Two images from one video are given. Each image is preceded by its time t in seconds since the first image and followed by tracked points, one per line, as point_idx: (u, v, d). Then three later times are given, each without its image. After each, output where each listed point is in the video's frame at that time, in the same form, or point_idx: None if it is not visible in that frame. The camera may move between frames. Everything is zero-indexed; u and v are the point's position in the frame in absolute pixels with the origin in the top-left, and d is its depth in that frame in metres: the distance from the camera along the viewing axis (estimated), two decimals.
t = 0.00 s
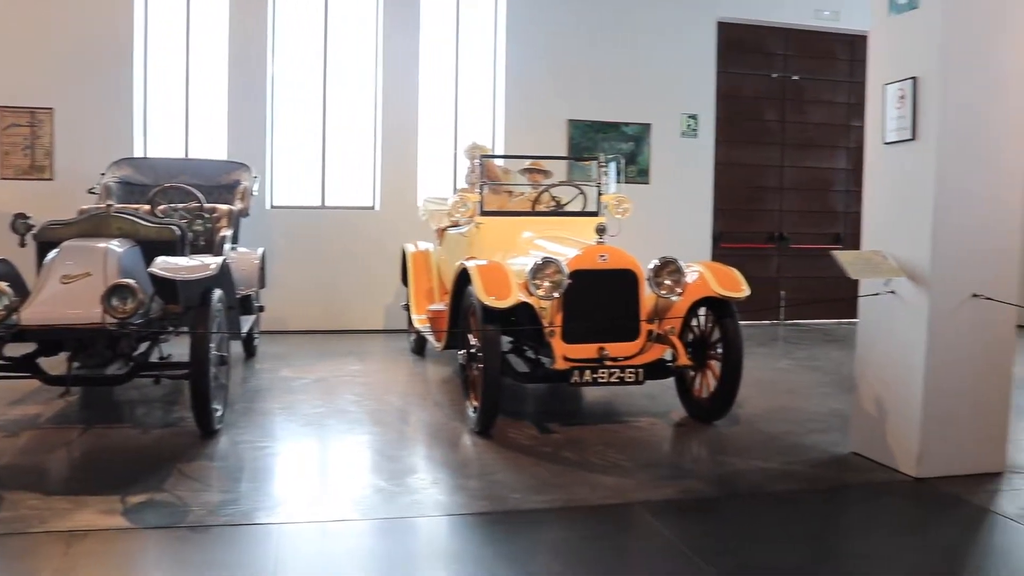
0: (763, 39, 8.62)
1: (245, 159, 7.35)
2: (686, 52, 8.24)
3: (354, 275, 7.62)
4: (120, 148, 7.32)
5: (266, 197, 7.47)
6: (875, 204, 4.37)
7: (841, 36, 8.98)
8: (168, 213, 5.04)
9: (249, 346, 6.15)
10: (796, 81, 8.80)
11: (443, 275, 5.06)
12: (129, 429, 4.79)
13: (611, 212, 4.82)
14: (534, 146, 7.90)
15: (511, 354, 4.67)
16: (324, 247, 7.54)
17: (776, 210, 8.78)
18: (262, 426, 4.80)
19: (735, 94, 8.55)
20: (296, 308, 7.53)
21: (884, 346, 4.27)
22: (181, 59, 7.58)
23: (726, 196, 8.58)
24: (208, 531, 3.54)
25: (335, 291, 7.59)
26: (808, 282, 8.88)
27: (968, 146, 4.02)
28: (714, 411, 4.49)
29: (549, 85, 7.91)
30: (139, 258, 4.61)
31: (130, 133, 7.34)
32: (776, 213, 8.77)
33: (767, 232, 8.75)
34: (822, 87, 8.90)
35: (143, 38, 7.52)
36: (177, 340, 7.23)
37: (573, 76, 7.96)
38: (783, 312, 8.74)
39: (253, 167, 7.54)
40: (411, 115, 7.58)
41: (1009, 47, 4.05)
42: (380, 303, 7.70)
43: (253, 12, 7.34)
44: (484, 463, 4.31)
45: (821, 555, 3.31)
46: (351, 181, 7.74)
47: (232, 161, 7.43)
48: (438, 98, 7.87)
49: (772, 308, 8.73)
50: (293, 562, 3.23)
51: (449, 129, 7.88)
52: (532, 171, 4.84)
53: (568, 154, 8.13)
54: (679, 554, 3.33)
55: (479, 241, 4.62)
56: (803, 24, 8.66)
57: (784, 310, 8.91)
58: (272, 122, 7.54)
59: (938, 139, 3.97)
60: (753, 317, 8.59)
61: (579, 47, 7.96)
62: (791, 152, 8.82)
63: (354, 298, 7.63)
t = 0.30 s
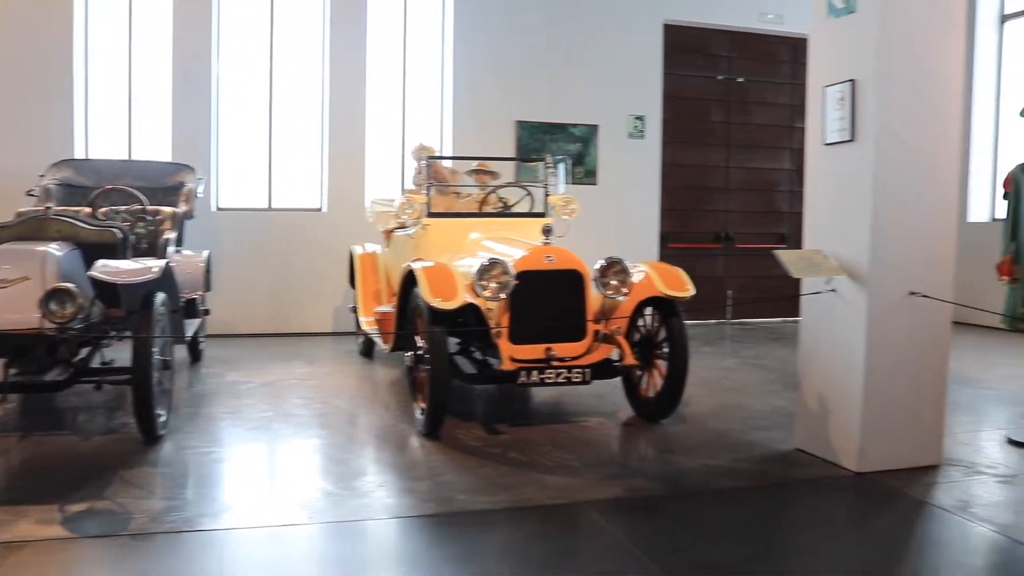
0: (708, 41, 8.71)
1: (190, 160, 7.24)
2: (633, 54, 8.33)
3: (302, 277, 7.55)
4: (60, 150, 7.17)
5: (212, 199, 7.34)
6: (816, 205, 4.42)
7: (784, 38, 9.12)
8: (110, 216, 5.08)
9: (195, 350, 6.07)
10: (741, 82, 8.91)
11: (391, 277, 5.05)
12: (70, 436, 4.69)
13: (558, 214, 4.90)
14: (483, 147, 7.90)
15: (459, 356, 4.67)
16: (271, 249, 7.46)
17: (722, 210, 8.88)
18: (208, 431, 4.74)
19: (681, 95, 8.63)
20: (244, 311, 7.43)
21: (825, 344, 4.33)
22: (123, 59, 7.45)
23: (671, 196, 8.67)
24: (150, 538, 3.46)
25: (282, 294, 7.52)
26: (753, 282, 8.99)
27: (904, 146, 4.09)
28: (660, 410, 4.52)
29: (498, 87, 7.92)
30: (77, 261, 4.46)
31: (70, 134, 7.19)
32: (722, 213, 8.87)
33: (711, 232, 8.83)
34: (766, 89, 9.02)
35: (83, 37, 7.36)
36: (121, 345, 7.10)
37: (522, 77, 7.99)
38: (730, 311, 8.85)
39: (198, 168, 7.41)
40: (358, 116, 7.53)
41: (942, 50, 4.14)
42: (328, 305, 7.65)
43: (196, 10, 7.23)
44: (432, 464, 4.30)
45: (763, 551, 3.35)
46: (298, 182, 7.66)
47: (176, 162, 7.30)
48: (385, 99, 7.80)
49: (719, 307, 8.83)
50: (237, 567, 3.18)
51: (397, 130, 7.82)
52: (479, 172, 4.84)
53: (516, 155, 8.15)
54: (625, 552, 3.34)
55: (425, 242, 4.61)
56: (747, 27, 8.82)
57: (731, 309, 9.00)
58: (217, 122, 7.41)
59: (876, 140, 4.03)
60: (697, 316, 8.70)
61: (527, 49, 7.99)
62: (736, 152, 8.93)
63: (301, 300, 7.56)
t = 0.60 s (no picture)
0: (657, 45, 8.79)
1: (135, 160, 7.11)
2: (584, 58, 8.38)
3: (252, 278, 7.47)
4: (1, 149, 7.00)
5: (158, 200, 7.22)
6: (762, 208, 4.36)
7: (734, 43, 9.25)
8: (51, 216, 5.00)
9: (140, 353, 5.99)
10: (690, 86, 9.01)
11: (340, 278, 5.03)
12: (9, 442, 4.58)
13: (507, 216, 4.88)
14: (435, 149, 7.88)
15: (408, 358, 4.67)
16: (220, 250, 7.36)
17: (672, 213, 8.98)
18: (152, 435, 4.67)
19: (631, 98, 8.70)
20: (192, 313, 7.33)
21: (770, 345, 4.30)
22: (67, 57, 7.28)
23: (622, 198, 8.73)
24: (92, 546, 3.36)
25: (230, 296, 7.43)
26: (702, 283, 9.12)
27: (847, 147, 4.08)
28: (608, 410, 4.54)
29: (450, 88, 7.92)
30: (18, 263, 4.30)
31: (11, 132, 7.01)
32: (672, 215, 8.97)
33: (661, 234, 8.91)
34: (715, 92, 9.15)
35: (24, 35, 7.19)
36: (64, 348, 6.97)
37: (473, 79, 7.99)
38: (679, 311, 8.95)
39: (144, 168, 7.27)
40: (308, 116, 7.47)
41: (885, 53, 4.13)
42: (278, 307, 7.58)
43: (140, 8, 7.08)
44: (380, 467, 4.28)
45: (709, 550, 3.37)
46: (247, 183, 7.56)
47: (122, 161, 7.16)
48: (335, 99, 7.73)
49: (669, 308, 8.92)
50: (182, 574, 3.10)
51: (347, 131, 7.75)
52: (429, 173, 4.85)
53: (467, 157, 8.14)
54: (572, 553, 3.34)
55: (374, 243, 4.60)
56: (697, 31, 8.89)
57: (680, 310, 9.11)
58: (164, 120, 7.28)
59: (818, 142, 4.01)
60: (646, 317, 8.78)
61: (478, 51, 7.99)
62: (686, 154, 9.04)
63: (249, 302, 7.48)
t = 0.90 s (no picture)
0: (609, 47, 8.83)
1: (83, 164, 6.98)
2: (538, 60, 8.43)
3: (204, 282, 7.38)
4: None
5: (107, 204, 7.09)
6: (712, 207, 4.32)
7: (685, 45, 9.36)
8: None
9: (89, 359, 5.90)
10: (643, 88, 9.06)
11: (293, 281, 5.01)
12: None
13: (461, 218, 4.88)
14: (389, 152, 7.86)
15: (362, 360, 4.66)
16: (171, 254, 7.26)
17: (625, 214, 9.01)
18: (101, 443, 4.58)
19: (584, 100, 8.73)
20: (143, 319, 7.22)
21: (722, 344, 4.26)
22: (11, 58, 7.13)
23: (575, 199, 8.74)
24: (37, 557, 3.26)
25: (183, 301, 7.34)
26: (655, 283, 9.18)
27: (794, 145, 4.06)
28: (563, 411, 4.54)
29: (405, 91, 7.90)
30: None
31: None
32: (626, 216, 9.01)
33: (610, 234, 8.91)
34: (668, 94, 9.22)
35: None
36: (10, 356, 6.83)
37: (428, 81, 7.99)
38: (634, 311, 8.98)
39: (92, 171, 7.15)
40: (260, 119, 7.41)
41: (829, 54, 4.14)
42: (232, 312, 7.50)
43: (86, 8, 6.96)
44: (334, 471, 4.25)
45: (660, 548, 3.38)
46: (199, 186, 7.46)
47: (69, 164, 7.02)
48: (288, 102, 7.67)
49: (619, 308, 8.97)
50: None
51: (300, 134, 7.70)
52: (382, 175, 4.87)
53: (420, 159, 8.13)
54: (525, 554, 3.34)
55: (327, 247, 4.59)
56: (648, 34, 8.99)
57: (634, 310, 9.16)
58: (113, 122, 7.16)
59: (766, 141, 3.98)
60: (599, 317, 8.80)
61: (432, 53, 7.99)
62: (638, 156, 9.08)
63: (201, 307, 7.39)
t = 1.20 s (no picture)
0: (561, 49, 8.86)
1: (26, 165, 6.83)
2: (491, 63, 8.46)
3: (152, 285, 7.27)
4: None
5: (51, 205, 6.95)
6: (662, 207, 4.27)
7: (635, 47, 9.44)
8: None
9: (34, 365, 5.78)
10: (595, 90, 9.11)
11: (243, 284, 4.97)
12: None
13: (412, 218, 4.91)
14: (341, 153, 7.82)
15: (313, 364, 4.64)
16: (118, 256, 7.14)
17: (577, 215, 9.05)
18: (46, 451, 4.46)
19: (537, 101, 8.76)
20: (90, 323, 7.09)
21: (671, 343, 4.21)
22: None
23: (528, 200, 8.76)
24: None
25: (131, 305, 7.22)
26: (608, 284, 9.23)
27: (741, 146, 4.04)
28: (513, 412, 4.54)
29: (358, 92, 7.87)
30: None
31: None
32: (578, 218, 9.04)
33: (562, 236, 8.95)
34: (619, 96, 9.28)
35: None
36: None
37: (379, 82, 7.96)
38: (587, 311, 9.02)
39: (37, 173, 7.00)
40: (211, 120, 7.33)
41: (776, 55, 4.13)
42: (181, 315, 7.40)
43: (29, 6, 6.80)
44: (284, 475, 4.20)
45: (610, 546, 3.37)
46: (147, 187, 7.35)
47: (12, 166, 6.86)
48: (238, 103, 7.59)
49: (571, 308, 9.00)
50: None
51: (250, 135, 7.62)
52: (332, 177, 4.86)
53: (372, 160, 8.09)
54: (476, 555, 3.32)
55: (278, 249, 4.56)
56: (600, 36, 9.07)
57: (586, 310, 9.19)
58: (58, 123, 7.02)
59: (714, 143, 3.95)
60: (553, 318, 8.82)
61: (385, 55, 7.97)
62: (591, 157, 9.13)
63: (148, 311, 7.27)
